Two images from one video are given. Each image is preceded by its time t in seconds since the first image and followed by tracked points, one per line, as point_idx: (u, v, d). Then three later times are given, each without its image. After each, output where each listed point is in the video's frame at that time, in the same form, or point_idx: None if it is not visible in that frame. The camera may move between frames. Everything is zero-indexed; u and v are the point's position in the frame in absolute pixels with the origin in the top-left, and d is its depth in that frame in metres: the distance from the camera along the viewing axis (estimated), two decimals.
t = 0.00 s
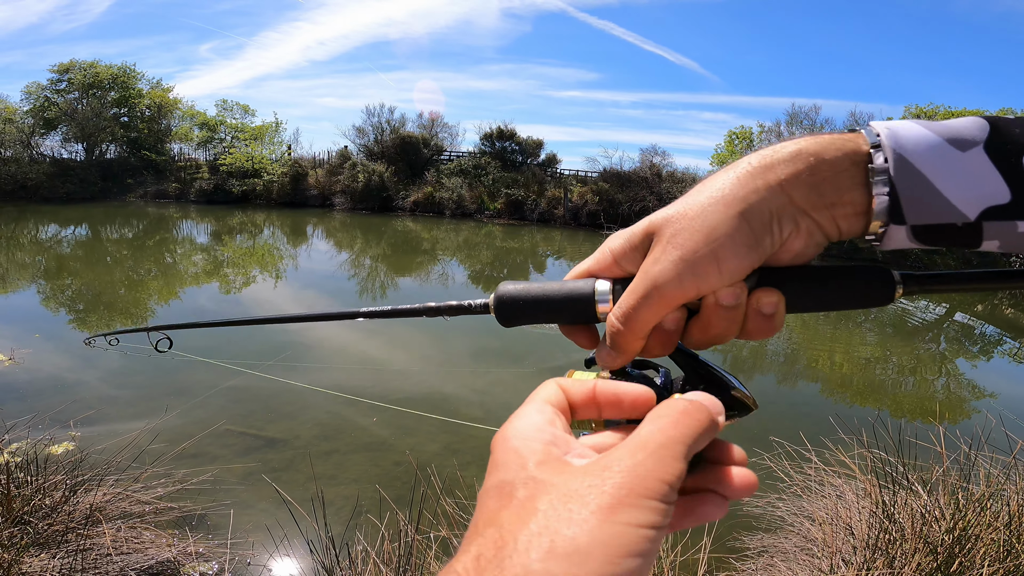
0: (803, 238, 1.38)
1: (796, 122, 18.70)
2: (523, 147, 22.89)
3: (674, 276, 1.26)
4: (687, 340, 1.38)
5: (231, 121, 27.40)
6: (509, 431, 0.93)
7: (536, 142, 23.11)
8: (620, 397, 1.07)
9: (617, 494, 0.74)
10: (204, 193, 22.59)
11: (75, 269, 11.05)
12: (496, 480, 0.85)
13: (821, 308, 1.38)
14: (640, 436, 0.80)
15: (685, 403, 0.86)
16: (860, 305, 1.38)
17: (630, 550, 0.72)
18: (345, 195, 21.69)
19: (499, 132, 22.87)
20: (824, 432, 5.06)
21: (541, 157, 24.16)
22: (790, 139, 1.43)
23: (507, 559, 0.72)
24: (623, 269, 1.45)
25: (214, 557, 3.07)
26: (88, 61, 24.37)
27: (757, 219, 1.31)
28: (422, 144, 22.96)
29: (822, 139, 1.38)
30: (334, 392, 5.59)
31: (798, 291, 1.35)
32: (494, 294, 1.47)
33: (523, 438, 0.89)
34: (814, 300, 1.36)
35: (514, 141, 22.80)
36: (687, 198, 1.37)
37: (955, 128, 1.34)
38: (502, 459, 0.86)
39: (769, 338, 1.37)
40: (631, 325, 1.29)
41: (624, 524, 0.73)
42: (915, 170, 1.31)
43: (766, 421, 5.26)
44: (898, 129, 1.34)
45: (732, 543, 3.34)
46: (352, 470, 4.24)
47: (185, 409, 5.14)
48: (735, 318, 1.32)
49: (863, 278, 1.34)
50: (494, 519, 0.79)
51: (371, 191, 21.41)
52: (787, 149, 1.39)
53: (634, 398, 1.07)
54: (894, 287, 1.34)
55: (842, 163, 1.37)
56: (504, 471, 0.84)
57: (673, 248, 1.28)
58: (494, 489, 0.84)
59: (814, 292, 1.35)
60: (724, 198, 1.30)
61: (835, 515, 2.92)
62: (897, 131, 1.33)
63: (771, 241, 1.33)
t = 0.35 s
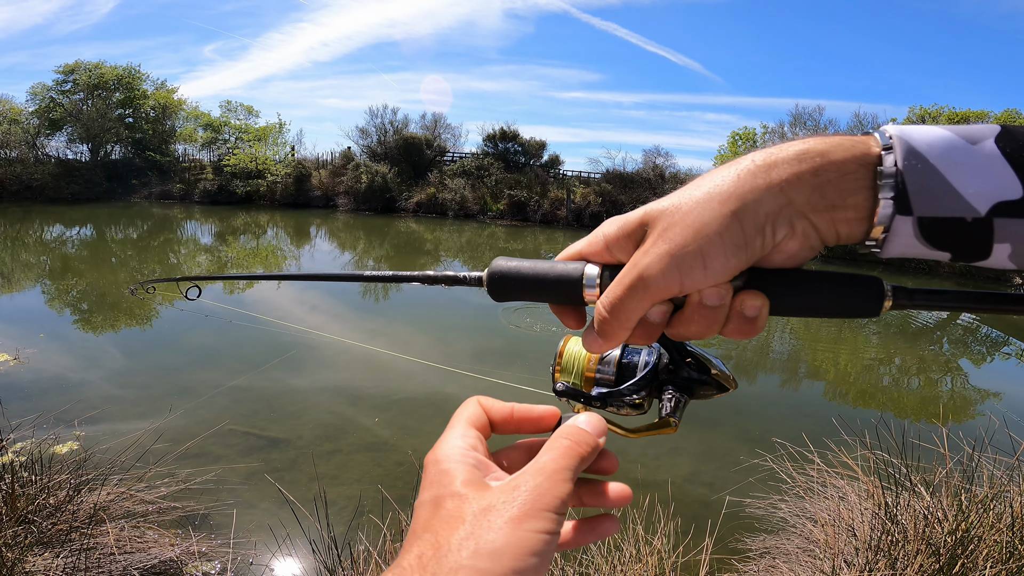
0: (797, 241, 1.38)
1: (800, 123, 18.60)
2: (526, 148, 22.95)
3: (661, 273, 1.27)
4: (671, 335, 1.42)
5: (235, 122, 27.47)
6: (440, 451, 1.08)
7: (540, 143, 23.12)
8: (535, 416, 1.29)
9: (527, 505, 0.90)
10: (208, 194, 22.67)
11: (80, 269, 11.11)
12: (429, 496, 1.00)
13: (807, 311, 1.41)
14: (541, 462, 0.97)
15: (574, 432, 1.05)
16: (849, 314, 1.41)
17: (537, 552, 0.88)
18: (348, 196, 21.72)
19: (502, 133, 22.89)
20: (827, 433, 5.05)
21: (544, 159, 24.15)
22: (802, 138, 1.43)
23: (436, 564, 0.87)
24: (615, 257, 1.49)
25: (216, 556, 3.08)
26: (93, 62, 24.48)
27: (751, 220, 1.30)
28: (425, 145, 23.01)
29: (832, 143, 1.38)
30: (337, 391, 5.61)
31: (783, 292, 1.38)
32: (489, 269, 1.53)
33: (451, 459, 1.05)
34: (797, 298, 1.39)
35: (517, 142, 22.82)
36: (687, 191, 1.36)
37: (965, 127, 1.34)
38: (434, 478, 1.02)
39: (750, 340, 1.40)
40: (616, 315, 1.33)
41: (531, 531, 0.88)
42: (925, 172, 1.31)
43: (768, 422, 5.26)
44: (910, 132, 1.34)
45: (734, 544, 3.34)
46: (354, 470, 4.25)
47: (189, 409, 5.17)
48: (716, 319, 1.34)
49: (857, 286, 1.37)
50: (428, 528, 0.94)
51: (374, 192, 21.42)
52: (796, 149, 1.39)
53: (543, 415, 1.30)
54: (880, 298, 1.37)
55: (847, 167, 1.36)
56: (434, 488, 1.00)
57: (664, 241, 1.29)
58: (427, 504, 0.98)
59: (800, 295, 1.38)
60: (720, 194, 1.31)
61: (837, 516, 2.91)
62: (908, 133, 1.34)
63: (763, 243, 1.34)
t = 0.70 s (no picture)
0: (835, 198, 1.37)
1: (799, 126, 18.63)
2: (524, 150, 23.06)
3: (690, 230, 1.24)
4: (689, 301, 1.41)
5: (235, 126, 27.52)
6: (426, 445, 1.05)
7: (539, 146, 23.25)
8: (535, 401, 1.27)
9: (532, 530, 0.90)
10: (207, 198, 22.68)
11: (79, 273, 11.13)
12: (415, 499, 0.97)
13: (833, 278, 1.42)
14: (554, 467, 0.96)
15: (588, 419, 1.04)
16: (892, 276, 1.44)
17: None
18: (347, 199, 21.74)
19: (501, 136, 22.94)
20: (828, 434, 5.05)
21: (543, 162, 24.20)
22: (838, 91, 1.41)
23: None
24: (622, 217, 1.48)
25: (215, 560, 3.06)
26: (92, 66, 24.51)
27: (789, 174, 1.30)
28: (424, 148, 23.05)
29: (871, 96, 1.37)
30: (337, 395, 5.60)
31: (817, 259, 1.39)
32: (477, 235, 1.48)
33: (442, 454, 1.01)
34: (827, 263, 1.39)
35: (515, 145, 22.88)
36: (716, 141, 1.33)
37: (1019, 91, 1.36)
38: (422, 480, 0.99)
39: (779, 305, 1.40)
40: (632, 279, 1.27)
41: (535, 559, 0.89)
42: (973, 131, 1.33)
43: (769, 424, 5.25)
44: (960, 89, 1.35)
45: (735, 546, 3.32)
46: (354, 474, 4.24)
47: (188, 413, 5.15)
48: (746, 281, 1.33)
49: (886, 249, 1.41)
50: (424, 541, 0.92)
51: (373, 196, 21.43)
52: (834, 101, 1.37)
53: (543, 399, 1.35)
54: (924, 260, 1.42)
55: (893, 122, 1.36)
56: (423, 493, 0.97)
57: (692, 195, 1.25)
58: (414, 510, 0.96)
59: (833, 260, 1.39)
60: (754, 146, 1.28)
61: (839, 518, 2.90)
62: (960, 92, 1.35)
63: (800, 199, 1.33)
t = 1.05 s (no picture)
0: (860, 188, 1.51)
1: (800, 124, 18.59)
2: (525, 150, 23.07)
3: (703, 203, 1.34)
4: (693, 285, 1.49)
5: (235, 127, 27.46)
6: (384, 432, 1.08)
7: (539, 146, 23.32)
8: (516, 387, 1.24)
9: (508, 509, 0.96)
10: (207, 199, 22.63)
11: (80, 275, 11.08)
12: (377, 489, 1.02)
13: (843, 279, 1.47)
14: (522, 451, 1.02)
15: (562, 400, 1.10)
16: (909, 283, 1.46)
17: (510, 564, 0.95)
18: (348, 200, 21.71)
19: (501, 135, 22.92)
20: (830, 434, 5.05)
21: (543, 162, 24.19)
22: (881, 83, 1.53)
23: None
24: (637, 191, 1.64)
25: (217, 562, 3.05)
26: (92, 68, 24.44)
27: (815, 156, 1.41)
28: (424, 148, 23.04)
29: (908, 90, 1.50)
30: (339, 396, 5.60)
31: (837, 250, 1.43)
32: (486, 198, 1.54)
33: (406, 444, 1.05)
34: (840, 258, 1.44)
35: (516, 144, 22.86)
36: (748, 122, 1.45)
37: None
38: (385, 470, 1.03)
39: (788, 301, 1.46)
40: (639, 251, 1.37)
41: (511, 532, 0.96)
42: (1009, 131, 1.44)
43: (771, 423, 5.25)
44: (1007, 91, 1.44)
45: (738, 547, 3.31)
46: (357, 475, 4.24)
47: (189, 415, 5.15)
48: (754, 264, 1.41)
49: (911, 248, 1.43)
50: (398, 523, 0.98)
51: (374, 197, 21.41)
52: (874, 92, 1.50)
53: (522, 370, 1.43)
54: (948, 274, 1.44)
55: (932, 114, 1.49)
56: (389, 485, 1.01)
57: (712, 170, 1.36)
58: (378, 499, 1.01)
59: (843, 254, 1.43)
60: (782, 129, 1.40)
61: (842, 518, 2.91)
62: (1006, 90, 1.44)
63: (823, 182, 1.44)
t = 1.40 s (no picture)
0: (843, 220, 1.39)
1: (798, 122, 18.62)
2: (524, 149, 23.12)
3: (695, 223, 1.27)
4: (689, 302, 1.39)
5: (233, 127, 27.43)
6: (502, 500, 1.09)
7: (538, 145, 23.28)
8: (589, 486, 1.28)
9: (588, 565, 0.96)
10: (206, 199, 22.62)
11: (79, 276, 11.06)
12: (496, 538, 1.01)
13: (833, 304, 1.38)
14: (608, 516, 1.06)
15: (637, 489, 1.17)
16: (886, 307, 1.37)
17: None
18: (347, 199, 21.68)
19: (500, 134, 22.95)
20: (830, 433, 5.04)
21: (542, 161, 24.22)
22: (870, 119, 1.43)
23: None
24: (647, 214, 1.60)
25: (216, 563, 3.04)
26: (90, 68, 24.37)
27: (801, 183, 1.32)
28: (423, 147, 23.07)
29: (905, 122, 1.37)
30: (339, 396, 5.59)
31: (821, 273, 1.35)
32: (509, 211, 1.52)
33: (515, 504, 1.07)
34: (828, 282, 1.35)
35: (515, 144, 22.89)
36: (741, 153, 1.39)
37: None
38: (503, 522, 1.03)
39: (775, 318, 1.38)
40: (638, 265, 1.30)
41: None
42: (993, 175, 1.28)
43: (770, 422, 5.25)
44: (994, 124, 1.30)
45: (737, 546, 3.31)
46: (355, 475, 4.23)
47: (188, 415, 5.13)
48: (743, 284, 1.32)
49: (895, 282, 1.33)
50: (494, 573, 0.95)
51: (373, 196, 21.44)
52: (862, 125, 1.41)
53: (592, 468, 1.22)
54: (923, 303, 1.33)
55: (914, 145, 1.35)
56: (505, 531, 1.01)
57: (704, 193, 1.30)
58: (494, 547, 0.99)
59: (831, 278, 1.35)
60: (774, 158, 1.32)
61: (841, 518, 2.91)
62: (991, 127, 1.29)
63: (806, 212, 1.35)
